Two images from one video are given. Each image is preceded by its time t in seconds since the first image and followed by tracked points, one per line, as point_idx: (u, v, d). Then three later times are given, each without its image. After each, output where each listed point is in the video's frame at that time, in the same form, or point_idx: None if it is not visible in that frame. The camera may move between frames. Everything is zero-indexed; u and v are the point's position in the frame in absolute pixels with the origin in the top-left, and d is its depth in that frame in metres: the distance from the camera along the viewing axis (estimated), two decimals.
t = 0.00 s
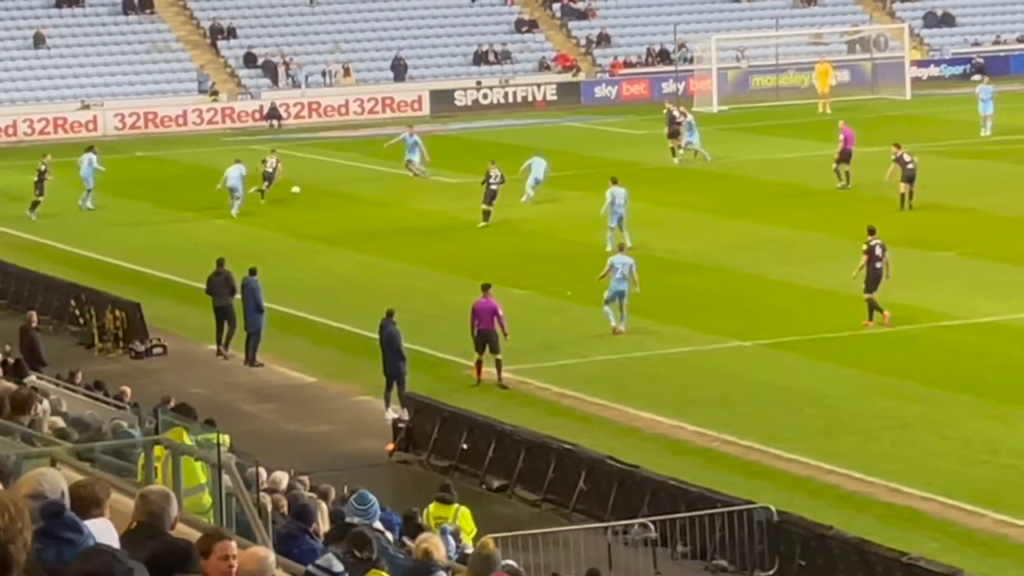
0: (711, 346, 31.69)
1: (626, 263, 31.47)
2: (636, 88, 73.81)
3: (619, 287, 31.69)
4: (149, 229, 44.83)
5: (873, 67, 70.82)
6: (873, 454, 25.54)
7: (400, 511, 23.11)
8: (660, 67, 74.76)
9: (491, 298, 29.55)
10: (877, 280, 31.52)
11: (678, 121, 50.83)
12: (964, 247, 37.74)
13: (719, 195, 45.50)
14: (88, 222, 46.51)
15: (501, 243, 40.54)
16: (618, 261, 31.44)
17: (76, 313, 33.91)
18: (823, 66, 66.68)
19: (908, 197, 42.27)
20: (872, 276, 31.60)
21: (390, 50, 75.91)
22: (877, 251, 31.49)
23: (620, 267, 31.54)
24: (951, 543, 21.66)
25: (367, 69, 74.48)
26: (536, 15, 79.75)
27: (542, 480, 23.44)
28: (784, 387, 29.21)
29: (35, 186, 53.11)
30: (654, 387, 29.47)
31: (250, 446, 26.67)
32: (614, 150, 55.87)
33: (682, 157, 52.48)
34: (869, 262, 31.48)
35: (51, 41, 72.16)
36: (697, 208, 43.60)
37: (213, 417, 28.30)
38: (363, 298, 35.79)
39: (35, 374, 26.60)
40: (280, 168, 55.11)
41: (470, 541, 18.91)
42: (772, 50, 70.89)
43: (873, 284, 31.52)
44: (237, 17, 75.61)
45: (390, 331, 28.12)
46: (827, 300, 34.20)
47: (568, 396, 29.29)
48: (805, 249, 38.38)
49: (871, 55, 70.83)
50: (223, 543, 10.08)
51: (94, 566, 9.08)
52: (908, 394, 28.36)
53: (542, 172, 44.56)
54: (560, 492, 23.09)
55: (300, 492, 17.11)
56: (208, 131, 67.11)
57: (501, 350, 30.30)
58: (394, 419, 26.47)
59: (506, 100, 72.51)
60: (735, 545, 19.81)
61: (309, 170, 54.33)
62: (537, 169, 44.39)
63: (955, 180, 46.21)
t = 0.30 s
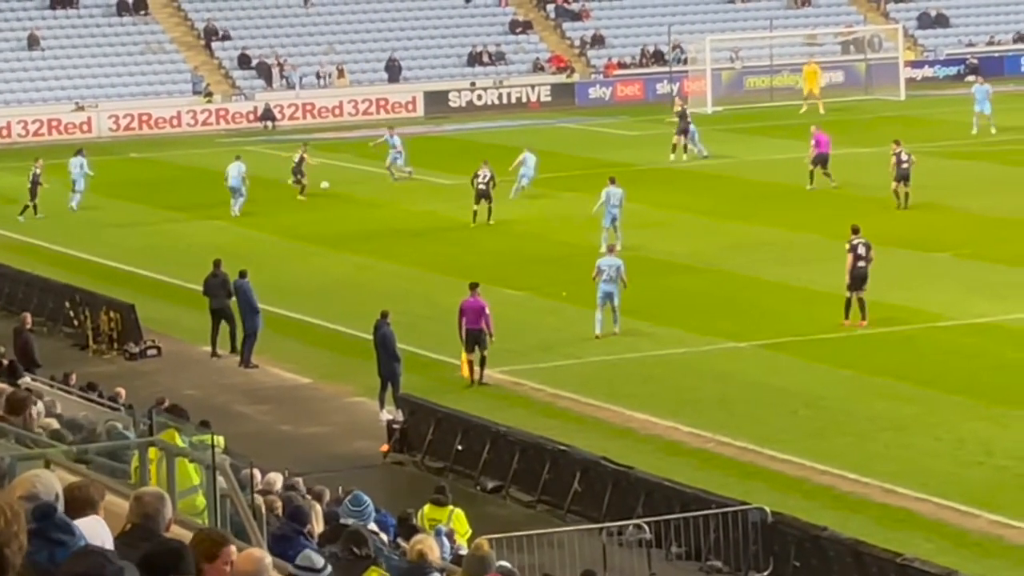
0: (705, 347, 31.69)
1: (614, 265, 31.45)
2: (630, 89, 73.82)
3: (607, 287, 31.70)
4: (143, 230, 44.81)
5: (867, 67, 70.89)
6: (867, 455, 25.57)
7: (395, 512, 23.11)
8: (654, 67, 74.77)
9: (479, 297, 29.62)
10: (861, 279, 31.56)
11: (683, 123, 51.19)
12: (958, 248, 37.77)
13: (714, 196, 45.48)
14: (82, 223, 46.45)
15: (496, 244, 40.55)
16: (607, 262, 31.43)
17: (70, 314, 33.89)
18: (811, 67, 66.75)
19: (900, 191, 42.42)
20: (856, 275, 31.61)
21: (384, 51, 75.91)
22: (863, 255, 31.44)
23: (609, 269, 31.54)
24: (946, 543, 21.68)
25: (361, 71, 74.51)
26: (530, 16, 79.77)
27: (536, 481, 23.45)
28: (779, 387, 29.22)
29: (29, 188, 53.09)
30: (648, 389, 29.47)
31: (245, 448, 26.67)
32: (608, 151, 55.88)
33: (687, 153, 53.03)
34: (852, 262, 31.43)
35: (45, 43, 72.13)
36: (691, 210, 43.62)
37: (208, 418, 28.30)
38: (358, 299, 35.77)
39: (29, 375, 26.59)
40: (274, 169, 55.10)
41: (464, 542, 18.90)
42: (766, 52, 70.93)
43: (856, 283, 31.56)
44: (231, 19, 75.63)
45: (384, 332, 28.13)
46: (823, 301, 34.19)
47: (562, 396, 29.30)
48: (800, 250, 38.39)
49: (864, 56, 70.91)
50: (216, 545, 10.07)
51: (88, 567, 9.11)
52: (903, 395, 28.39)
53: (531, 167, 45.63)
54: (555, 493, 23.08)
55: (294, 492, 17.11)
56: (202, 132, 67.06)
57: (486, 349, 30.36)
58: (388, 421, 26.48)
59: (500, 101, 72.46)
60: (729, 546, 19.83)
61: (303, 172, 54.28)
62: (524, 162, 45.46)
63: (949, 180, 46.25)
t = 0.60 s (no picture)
0: (700, 348, 31.70)
1: (604, 265, 31.54)
2: (624, 90, 73.77)
3: (603, 289, 31.72)
4: (138, 232, 44.80)
5: (862, 69, 70.85)
6: (862, 456, 25.57)
7: (389, 514, 23.11)
8: (647, 68, 74.77)
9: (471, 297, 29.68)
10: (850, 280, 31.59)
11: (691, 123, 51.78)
12: (953, 250, 37.77)
13: (708, 198, 45.46)
14: (76, 225, 46.43)
15: (490, 245, 40.54)
16: (599, 262, 31.58)
17: (64, 316, 33.87)
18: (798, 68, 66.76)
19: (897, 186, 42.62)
20: (845, 276, 31.65)
21: (378, 52, 75.88)
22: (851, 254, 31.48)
23: (598, 270, 31.63)
24: (940, 545, 21.68)
25: (356, 72, 74.49)
26: (524, 17, 79.77)
27: (531, 482, 23.44)
28: (773, 389, 29.22)
29: (24, 190, 53.09)
30: (642, 390, 29.46)
31: (239, 449, 26.66)
32: (603, 152, 55.88)
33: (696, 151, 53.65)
34: (840, 263, 31.51)
35: (40, 44, 72.14)
36: (685, 211, 43.62)
37: (202, 420, 28.28)
38: (352, 301, 35.74)
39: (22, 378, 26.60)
40: (269, 171, 55.10)
41: (459, 544, 18.89)
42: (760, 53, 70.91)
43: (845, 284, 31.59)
44: (226, 20, 75.58)
45: (379, 334, 28.13)
46: (817, 303, 34.18)
47: (557, 398, 29.30)
48: (794, 252, 38.39)
49: (859, 57, 70.74)
50: (208, 549, 10.04)
51: (82, 569, 9.18)
52: (897, 397, 28.39)
53: (538, 162, 46.25)
54: (549, 494, 23.07)
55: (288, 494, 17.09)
56: (196, 133, 67.01)
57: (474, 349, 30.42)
58: (383, 422, 26.48)
59: (495, 102, 72.35)
60: (723, 547, 19.82)
61: (298, 173, 54.26)
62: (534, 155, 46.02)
63: (943, 181, 46.27)
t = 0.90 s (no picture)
0: (695, 349, 31.71)
1: (604, 267, 31.51)
2: (618, 91, 73.86)
3: (603, 292, 31.68)
4: (132, 233, 44.76)
5: (856, 70, 70.83)
6: (857, 456, 25.59)
7: (383, 514, 23.11)
8: (641, 69, 74.80)
9: (464, 296, 29.73)
10: (851, 281, 31.58)
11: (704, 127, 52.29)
12: (947, 250, 37.78)
13: (704, 198, 45.44)
14: (71, 225, 46.40)
15: (485, 246, 40.53)
16: (599, 265, 31.55)
17: (58, 317, 33.83)
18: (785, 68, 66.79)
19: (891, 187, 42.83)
20: (845, 277, 31.67)
21: (373, 53, 75.85)
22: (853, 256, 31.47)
23: (599, 271, 31.62)
24: (935, 545, 21.69)
25: (350, 73, 74.47)
26: (519, 18, 79.78)
27: (525, 483, 23.43)
28: (768, 389, 29.24)
29: (18, 191, 53.02)
30: (636, 391, 29.45)
31: (233, 450, 26.65)
32: (598, 153, 55.89)
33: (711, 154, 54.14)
34: (841, 265, 31.51)
35: (34, 45, 72.10)
36: (680, 212, 43.62)
37: (196, 422, 28.26)
38: (346, 302, 35.72)
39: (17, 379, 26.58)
40: (264, 171, 55.07)
41: (454, 546, 18.88)
42: (754, 54, 70.85)
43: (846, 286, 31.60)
44: (219, 21, 75.53)
45: (373, 335, 28.13)
46: (813, 303, 34.19)
47: (552, 399, 29.31)
48: (788, 252, 38.39)
49: (853, 57, 70.68)
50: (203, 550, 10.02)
51: (75, 570, 9.19)
52: (893, 397, 28.40)
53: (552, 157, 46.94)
54: (544, 495, 23.06)
55: (283, 496, 17.06)
56: (190, 134, 66.99)
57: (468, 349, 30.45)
58: (377, 423, 26.48)
59: (489, 103, 72.25)
60: (718, 548, 19.81)
61: (294, 174, 54.23)
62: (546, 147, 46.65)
63: (938, 182, 46.30)
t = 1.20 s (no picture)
0: (690, 351, 31.71)
1: (610, 269, 31.50)
2: (614, 93, 73.91)
3: (606, 293, 31.67)
4: (128, 235, 44.74)
5: (851, 71, 70.90)
6: (851, 457, 25.61)
7: (378, 516, 23.12)
8: (637, 71, 74.87)
9: (457, 296, 29.89)
10: (857, 282, 31.58)
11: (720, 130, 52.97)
12: (943, 251, 37.80)
13: (699, 200, 45.44)
14: (66, 227, 46.38)
15: (480, 248, 40.52)
16: (604, 266, 31.53)
17: (54, 320, 33.81)
18: (776, 71, 66.87)
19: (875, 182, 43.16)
20: (851, 278, 31.67)
21: (368, 55, 75.86)
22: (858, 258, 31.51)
23: (604, 273, 31.58)
24: (930, 547, 21.70)
25: (345, 75, 74.47)
26: (514, 20, 79.79)
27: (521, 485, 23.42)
28: (763, 392, 29.24)
29: (13, 193, 52.99)
30: (632, 393, 29.46)
31: (228, 452, 26.64)
32: (593, 155, 55.89)
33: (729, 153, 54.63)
34: (847, 265, 31.53)
35: (29, 47, 72.06)
36: (675, 214, 43.63)
37: (191, 424, 28.24)
38: (341, 304, 35.71)
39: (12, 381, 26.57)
40: (259, 173, 55.05)
41: (449, 548, 18.87)
42: (750, 56, 70.83)
43: (852, 287, 31.60)
44: (214, 24, 75.51)
45: (369, 336, 28.14)
46: (808, 305, 34.17)
47: (548, 401, 29.32)
48: (783, 254, 38.40)
49: (848, 59, 70.77)
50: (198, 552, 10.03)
51: (69, 572, 9.22)
52: (888, 398, 28.41)
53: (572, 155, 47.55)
54: (539, 496, 23.06)
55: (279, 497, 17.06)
56: (186, 136, 66.99)
57: (463, 350, 30.48)
58: (373, 425, 26.48)
59: (484, 105, 72.35)
60: (713, 550, 19.80)
61: (289, 176, 54.21)
62: (563, 145, 47.46)
63: (932, 183, 46.33)
